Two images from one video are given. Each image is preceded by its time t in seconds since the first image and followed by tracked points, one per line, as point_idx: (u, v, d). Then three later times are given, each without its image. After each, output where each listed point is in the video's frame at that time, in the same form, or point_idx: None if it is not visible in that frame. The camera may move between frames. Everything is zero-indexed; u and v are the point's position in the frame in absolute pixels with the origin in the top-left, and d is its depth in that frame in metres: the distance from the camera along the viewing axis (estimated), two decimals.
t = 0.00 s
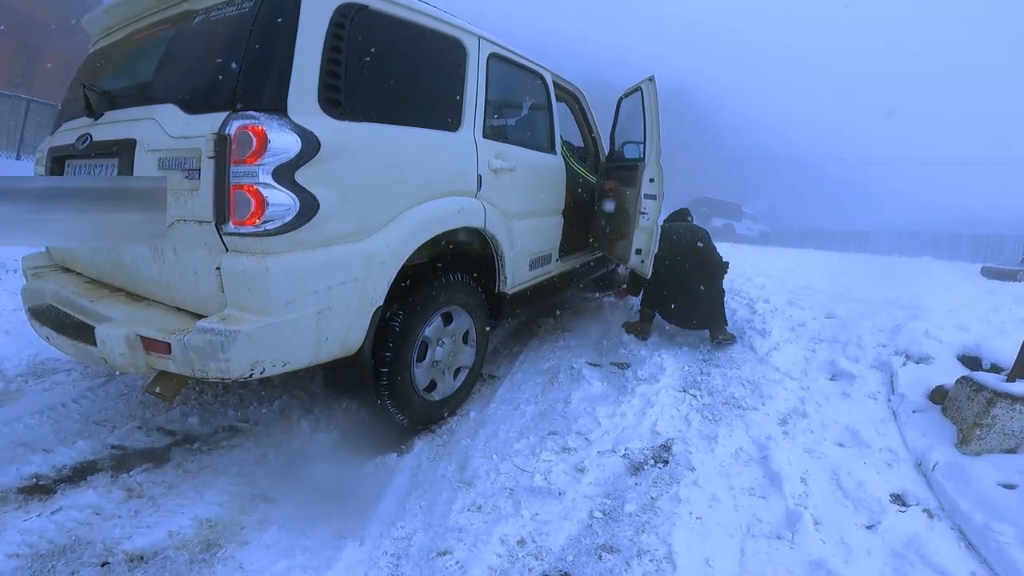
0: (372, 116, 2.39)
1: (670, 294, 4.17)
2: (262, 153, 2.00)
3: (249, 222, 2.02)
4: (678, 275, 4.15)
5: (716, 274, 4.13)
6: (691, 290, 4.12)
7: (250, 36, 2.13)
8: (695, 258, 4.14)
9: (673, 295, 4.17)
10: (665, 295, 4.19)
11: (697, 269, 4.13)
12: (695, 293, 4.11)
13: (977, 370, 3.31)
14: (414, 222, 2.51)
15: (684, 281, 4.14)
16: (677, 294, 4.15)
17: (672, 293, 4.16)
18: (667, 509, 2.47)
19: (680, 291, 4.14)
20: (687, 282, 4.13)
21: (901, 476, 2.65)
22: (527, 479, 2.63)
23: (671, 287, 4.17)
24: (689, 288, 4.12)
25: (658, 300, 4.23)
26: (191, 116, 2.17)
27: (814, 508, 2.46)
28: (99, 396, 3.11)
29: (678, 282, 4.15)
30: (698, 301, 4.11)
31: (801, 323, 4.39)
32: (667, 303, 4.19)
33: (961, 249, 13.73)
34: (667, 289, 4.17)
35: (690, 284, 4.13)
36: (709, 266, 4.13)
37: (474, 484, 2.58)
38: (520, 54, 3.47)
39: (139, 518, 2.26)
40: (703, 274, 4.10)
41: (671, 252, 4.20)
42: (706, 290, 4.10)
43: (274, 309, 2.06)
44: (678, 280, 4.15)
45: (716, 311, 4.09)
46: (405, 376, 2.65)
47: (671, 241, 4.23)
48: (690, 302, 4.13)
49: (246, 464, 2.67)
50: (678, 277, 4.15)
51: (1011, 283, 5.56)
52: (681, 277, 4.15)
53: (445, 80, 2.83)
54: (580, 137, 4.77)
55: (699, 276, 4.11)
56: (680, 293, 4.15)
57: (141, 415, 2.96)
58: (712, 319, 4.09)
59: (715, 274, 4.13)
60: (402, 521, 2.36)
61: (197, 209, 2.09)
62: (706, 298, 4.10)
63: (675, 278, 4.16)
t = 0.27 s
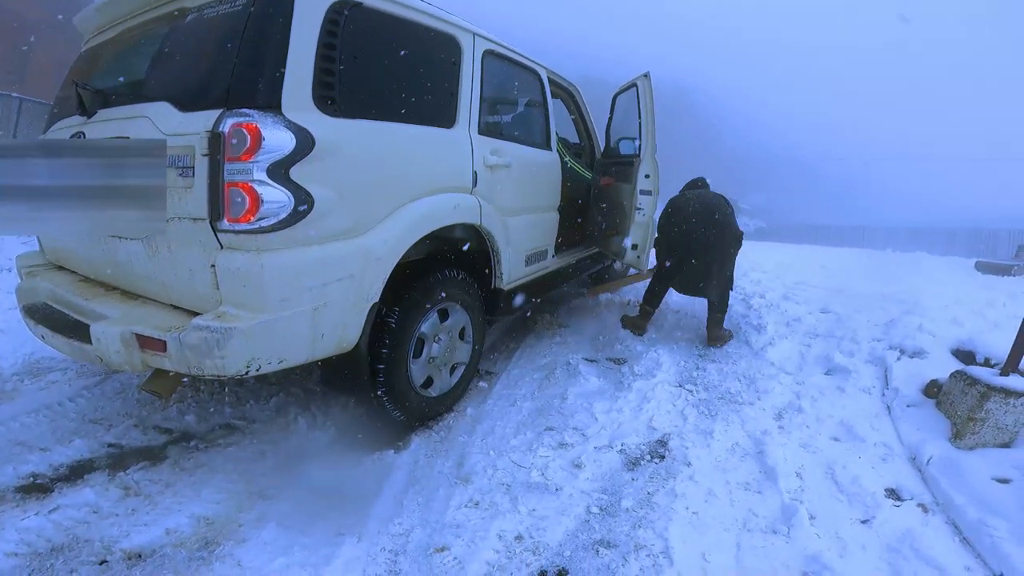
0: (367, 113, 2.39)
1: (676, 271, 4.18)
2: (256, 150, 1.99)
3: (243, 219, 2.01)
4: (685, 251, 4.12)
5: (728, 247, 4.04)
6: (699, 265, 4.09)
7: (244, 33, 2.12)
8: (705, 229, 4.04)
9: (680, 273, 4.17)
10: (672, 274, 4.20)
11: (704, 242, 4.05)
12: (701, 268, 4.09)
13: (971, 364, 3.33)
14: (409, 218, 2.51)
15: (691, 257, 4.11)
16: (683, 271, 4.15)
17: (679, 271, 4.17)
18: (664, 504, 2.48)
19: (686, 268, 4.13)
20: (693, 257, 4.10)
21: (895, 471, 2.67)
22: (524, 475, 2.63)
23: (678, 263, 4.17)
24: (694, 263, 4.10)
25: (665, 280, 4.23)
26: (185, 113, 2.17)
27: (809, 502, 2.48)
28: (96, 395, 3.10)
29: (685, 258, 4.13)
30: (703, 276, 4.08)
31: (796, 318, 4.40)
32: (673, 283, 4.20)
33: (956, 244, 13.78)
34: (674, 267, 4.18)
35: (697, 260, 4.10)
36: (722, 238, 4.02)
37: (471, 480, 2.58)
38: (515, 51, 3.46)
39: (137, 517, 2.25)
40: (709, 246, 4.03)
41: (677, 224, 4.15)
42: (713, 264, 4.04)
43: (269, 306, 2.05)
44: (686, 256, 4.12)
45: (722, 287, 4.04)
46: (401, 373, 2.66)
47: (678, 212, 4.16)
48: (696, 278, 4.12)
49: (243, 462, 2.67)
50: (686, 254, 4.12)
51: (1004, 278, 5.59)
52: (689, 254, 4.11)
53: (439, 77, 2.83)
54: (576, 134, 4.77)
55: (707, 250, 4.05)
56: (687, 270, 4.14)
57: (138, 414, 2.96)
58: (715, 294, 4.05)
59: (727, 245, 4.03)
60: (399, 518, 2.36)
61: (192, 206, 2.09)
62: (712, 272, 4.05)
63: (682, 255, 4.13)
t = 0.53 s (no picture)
0: (360, 109, 2.38)
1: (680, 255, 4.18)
2: (247, 147, 1.98)
3: (236, 216, 2.00)
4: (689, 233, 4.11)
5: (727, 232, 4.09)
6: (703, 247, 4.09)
7: (234, 30, 2.11)
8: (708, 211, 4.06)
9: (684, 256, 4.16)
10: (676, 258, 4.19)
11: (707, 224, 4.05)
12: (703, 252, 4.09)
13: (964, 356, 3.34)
14: (403, 214, 2.50)
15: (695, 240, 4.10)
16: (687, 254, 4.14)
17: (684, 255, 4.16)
18: (660, 498, 2.49)
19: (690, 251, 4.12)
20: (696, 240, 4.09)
21: (890, 463, 2.68)
22: (521, 470, 2.63)
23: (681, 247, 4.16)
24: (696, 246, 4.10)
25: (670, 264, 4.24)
26: (175, 110, 2.15)
27: (805, 496, 2.48)
28: (90, 394, 3.09)
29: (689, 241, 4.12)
30: (706, 258, 4.08)
31: (791, 311, 4.41)
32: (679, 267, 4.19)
33: (950, 237, 13.82)
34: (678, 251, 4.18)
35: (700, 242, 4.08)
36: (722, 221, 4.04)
37: (468, 476, 2.58)
38: (508, 46, 3.45)
39: (134, 515, 2.25)
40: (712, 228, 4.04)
41: (676, 207, 4.15)
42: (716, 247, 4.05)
43: (263, 303, 2.05)
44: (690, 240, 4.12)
45: (723, 269, 4.08)
46: (396, 369, 2.65)
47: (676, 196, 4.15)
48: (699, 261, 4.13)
49: (239, 460, 2.66)
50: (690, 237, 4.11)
51: (996, 270, 5.62)
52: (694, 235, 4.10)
53: (432, 73, 2.82)
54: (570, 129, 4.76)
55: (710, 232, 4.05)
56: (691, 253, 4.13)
57: (133, 412, 2.95)
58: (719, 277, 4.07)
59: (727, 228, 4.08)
60: (396, 514, 2.36)
61: (183, 203, 2.08)
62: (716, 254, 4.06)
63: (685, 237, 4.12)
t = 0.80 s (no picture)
0: (361, 103, 2.38)
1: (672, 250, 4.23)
2: (248, 140, 1.98)
3: (237, 209, 2.00)
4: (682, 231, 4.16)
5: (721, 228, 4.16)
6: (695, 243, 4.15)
7: (235, 23, 2.10)
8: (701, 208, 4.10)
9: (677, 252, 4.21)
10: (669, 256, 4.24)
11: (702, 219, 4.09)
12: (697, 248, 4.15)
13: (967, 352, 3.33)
14: (404, 208, 2.50)
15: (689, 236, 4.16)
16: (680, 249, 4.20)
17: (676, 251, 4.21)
18: (661, 493, 2.48)
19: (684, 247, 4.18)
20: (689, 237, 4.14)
21: (892, 460, 2.67)
22: (521, 464, 2.63)
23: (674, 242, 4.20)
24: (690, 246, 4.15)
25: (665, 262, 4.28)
26: (176, 104, 2.15)
27: (806, 492, 2.48)
28: (92, 387, 3.10)
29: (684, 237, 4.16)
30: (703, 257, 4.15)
31: (793, 307, 4.40)
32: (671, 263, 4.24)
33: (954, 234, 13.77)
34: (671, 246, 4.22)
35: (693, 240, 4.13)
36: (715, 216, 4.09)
37: (468, 470, 2.58)
38: (510, 40, 3.44)
39: (135, 509, 2.25)
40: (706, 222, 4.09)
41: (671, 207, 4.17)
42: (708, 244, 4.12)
43: (263, 295, 2.05)
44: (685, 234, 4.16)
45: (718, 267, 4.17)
46: (397, 362, 2.65)
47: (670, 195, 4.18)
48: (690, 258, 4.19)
49: (240, 453, 2.66)
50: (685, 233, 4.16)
51: (1000, 266, 5.59)
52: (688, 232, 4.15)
53: (434, 67, 2.81)
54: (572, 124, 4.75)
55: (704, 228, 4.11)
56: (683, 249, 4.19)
57: (135, 406, 2.95)
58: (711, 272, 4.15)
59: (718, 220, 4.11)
60: (397, 508, 2.37)
61: (185, 196, 2.07)
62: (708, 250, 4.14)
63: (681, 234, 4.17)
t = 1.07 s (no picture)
0: (366, 99, 2.38)
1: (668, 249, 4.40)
2: (253, 136, 1.98)
3: (241, 204, 2.00)
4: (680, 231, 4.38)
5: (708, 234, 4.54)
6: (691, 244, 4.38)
7: (240, 19, 2.10)
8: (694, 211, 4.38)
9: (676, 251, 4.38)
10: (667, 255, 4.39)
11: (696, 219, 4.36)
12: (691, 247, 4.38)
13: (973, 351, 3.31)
14: (409, 204, 2.50)
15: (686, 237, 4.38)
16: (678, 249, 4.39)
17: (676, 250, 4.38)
18: (664, 491, 2.48)
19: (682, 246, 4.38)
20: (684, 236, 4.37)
21: (897, 459, 2.66)
22: (525, 461, 2.63)
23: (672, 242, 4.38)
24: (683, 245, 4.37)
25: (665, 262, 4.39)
26: (182, 100, 2.16)
27: (810, 491, 2.47)
28: (98, 382, 3.12)
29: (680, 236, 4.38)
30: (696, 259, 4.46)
31: (798, 304, 4.38)
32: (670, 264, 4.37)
33: (961, 232, 13.69)
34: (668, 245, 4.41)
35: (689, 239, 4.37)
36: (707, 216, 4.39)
37: (471, 467, 2.59)
38: (515, 37, 3.43)
39: (139, 505, 2.26)
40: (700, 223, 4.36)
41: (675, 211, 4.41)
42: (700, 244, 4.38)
43: (268, 291, 2.05)
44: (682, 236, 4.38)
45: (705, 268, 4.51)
46: (401, 358, 2.65)
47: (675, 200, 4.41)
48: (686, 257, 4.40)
49: (244, 449, 2.67)
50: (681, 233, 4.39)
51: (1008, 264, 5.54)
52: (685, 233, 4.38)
53: (438, 63, 2.81)
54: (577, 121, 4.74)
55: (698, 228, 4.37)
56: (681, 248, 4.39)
57: (140, 401, 2.97)
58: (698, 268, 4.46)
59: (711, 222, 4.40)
60: (400, 504, 2.37)
61: (190, 191, 2.08)
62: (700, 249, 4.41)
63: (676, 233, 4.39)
